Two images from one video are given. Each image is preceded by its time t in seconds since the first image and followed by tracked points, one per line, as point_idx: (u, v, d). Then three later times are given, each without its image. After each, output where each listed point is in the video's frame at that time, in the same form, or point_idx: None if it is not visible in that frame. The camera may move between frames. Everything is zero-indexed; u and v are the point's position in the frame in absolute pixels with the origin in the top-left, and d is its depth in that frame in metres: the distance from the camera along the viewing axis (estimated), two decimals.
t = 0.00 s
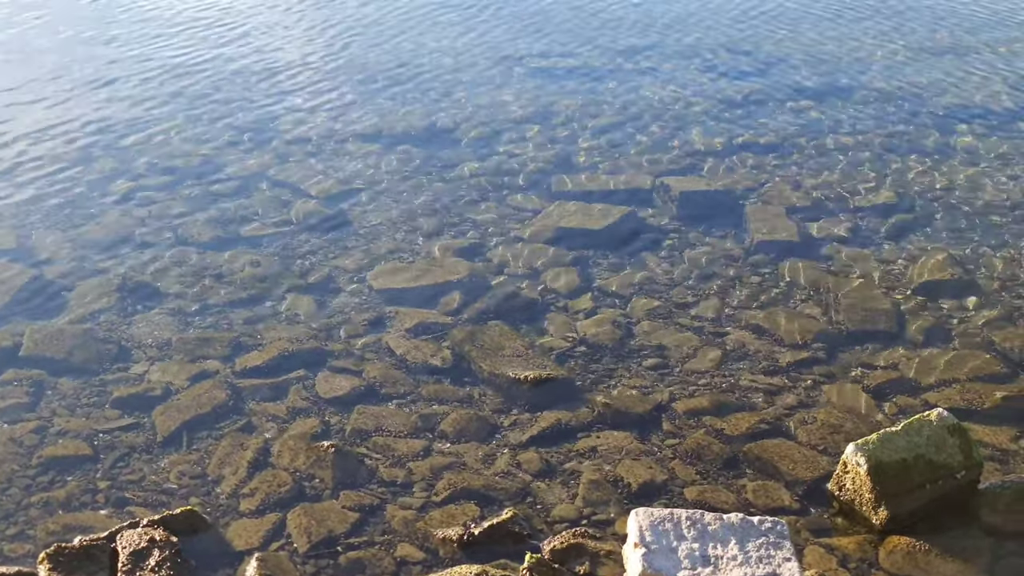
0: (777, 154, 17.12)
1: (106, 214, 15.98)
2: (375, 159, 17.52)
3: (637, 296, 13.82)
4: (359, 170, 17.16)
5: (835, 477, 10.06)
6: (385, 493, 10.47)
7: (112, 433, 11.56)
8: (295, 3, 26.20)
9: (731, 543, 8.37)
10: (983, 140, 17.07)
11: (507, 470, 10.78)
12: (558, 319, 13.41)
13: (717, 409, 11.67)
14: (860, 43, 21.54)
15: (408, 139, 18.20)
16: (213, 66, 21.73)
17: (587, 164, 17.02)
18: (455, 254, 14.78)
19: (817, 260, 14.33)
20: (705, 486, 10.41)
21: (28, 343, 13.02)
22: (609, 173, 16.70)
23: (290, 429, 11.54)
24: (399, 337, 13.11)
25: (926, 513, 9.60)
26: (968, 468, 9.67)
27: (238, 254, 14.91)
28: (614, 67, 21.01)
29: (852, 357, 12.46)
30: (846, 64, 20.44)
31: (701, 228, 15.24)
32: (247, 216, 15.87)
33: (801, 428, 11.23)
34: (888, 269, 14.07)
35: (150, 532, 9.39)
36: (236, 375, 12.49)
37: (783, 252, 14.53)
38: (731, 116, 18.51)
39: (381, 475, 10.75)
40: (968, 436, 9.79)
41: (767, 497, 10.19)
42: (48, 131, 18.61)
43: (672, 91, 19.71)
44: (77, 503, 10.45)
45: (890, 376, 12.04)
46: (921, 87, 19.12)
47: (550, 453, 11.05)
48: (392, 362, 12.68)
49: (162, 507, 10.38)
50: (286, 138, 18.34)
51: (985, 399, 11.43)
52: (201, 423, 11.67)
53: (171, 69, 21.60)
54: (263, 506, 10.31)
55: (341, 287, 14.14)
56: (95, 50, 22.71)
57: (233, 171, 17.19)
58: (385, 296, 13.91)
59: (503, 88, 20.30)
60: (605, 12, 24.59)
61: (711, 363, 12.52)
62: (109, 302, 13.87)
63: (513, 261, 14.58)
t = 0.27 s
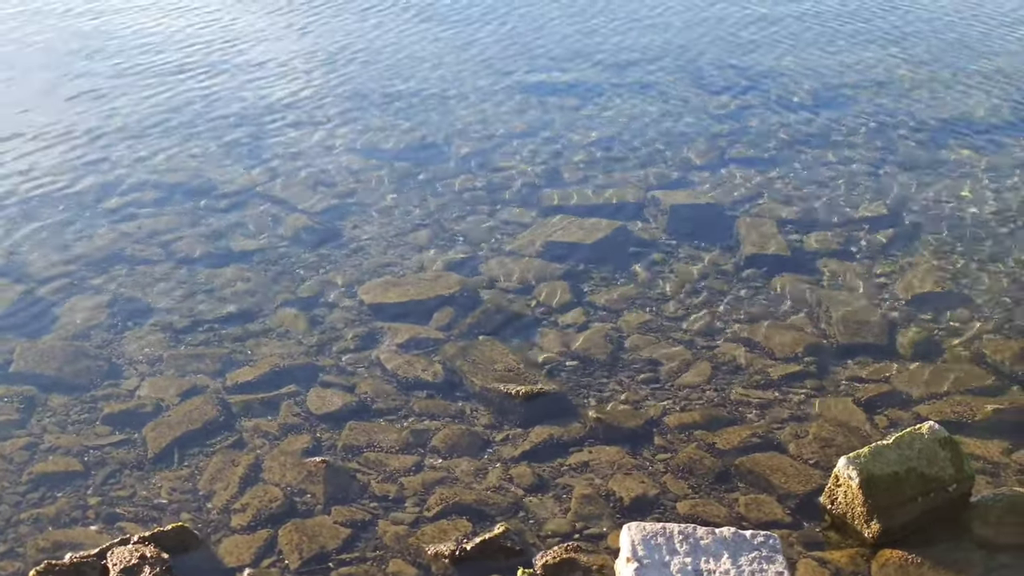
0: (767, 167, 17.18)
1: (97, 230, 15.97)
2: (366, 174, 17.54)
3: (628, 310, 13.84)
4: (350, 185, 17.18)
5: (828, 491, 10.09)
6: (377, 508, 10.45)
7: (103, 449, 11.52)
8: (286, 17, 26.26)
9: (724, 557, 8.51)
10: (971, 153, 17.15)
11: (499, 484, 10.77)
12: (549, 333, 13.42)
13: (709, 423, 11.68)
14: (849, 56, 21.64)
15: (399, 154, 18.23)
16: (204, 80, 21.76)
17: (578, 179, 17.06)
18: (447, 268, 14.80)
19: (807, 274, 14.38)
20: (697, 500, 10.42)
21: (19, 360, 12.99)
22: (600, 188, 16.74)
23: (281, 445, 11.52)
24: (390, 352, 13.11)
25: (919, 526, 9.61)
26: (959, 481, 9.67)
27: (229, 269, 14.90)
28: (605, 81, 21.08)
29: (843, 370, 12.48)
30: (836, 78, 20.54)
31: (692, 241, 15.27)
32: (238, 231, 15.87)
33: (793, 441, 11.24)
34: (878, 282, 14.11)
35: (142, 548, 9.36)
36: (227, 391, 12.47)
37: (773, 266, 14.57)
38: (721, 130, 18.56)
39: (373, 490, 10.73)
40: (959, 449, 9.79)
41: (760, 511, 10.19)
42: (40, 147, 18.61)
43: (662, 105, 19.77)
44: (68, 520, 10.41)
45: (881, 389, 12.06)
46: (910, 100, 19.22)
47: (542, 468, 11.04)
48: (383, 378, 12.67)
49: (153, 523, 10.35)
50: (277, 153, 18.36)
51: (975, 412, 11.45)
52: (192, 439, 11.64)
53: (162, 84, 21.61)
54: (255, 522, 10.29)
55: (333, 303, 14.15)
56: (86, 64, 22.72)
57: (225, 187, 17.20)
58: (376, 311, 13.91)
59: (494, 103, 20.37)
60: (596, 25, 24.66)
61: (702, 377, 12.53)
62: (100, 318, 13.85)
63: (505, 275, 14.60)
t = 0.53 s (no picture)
0: (759, 171, 17.19)
1: (89, 234, 15.95)
2: (359, 178, 17.53)
3: (621, 314, 13.85)
4: (343, 188, 17.18)
5: (820, 494, 10.11)
6: (369, 512, 10.45)
7: (95, 454, 11.50)
8: (279, 20, 26.26)
9: (717, 561, 8.51)
10: (964, 156, 17.18)
11: (492, 488, 10.77)
12: (542, 337, 13.43)
13: (702, 426, 11.68)
14: (842, 58, 21.66)
15: (392, 158, 18.22)
16: (198, 83, 21.75)
17: (570, 182, 17.07)
18: (439, 272, 14.79)
19: (800, 277, 14.40)
20: (690, 504, 10.43)
21: (10, 365, 12.97)
22: (592, 191, 16.75)
23: (274, 449, 11.51)
24: (383, 356, 13.10)
25: (911, 529, 9.62)
26: (951, 483, 9.67)
27: (221, 274, 14.89)
28: (597, 84, 21.09)
29: (835, 372, 12.50)
30: (828, 80, 20.56)
31: (684, 244, 15.28)
32: (230, 235, 15.86)
33: (785, 444, 11.25)
34: (870, 285, 14.14)
35: (134, 553, 9.34)
36: (220, 396, 12.46)
37: (766, 269, 14.58)
38: (714, 133, 18.58)
39: (366, 495, 10.72)
40: (951, 451, 9.79)
41: (753, 514, 10.20)
42: (32, 151, 18.58)
43: (655, 108, 19.78)
44: (60, 525, 10.39)
45: (874, 391, 12.07)
46: (902, 103, 19.24)
47: (535, 471, 11.04)
48: (376, 381, 12.67)
49: (146, 528, 10.33)
50: (270, 157, 18.34)
51: (968, 414, 11.48)
52: (185, 444, 11.62)
53: (154, 88, 21.58)
54: (248, 527, 10.28)
55: (325, 307, 14.14)
56: (78, 68, 22.70)
57: (217, 191, 17.19)
58: (369, 315, 13.90)
59: (486, 107, 20.39)
60: (588, 28, 24.66)
61: (695, 380, 12.54)
62: (92, 322, 13.83)
63: (497, 279, 14.59)
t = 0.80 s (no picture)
0: (753, 174, 17.20)
1: (83, 237, 15.94)
2: (352, 181, 17.52)
3: (615, 317, 13.85)
4: (337, 192, 17.18)
5: (814, 496, 10.10)
6: (363, 516, 10.44)
7: (88, 458, 11.48)
8: (274, 23, 26.25)
9: (711, 563, 8.51)
10: (957, 159, 17.19)
11: (486, 492, 10.76)
12: (536, 340, 13.43)
13: (696, 428, 11.68)
14: (836, 61, 21.67)
15: (386, 161, 18.21)
16: (192, 86, 21.75)
17: (564, 185, 17.07)
18: (433, 275, 14.79)
19: (793, 280, 14.41)
20: (684, 507, 10.42)
21: (3, 368, 12.95)
22: (586, 194, 16.75)
23: (268, 453, 11.51)
24: (377, 359, 13.10)
25: (906, 532, 9.61)
26: (945, 486, 9.67)
27: (215, 277, 14.88)
28: (592, 87, 21.09)
29: (829, 375, 12.51)
30: (822, 83, 20.57)
31: (678, 247, 15.28)
32: (224, 239, 15.85)
33: (779, 447, 11.25)
34: (864, 288, 14.16)
35: (127, 557, 9.33)
36: (214, 399, 12.45)
37: (759, 272, 14.58)
38: (708, 136, 18.59)
39: (360, 498, 10.72)
40: (945, 454, 9.81)
41: (747, 517, 10.20)
42: (25, 154, 18.56)
43: (649, 111, 19.79)
44: (53, 529, 10.38)
45: (867, 394, 12.08)
46: (895, 106, 19.26)
47: (529, 475, 11.04)
48: (369, 385, 12.66)
49: (139, 532, 10.32)
50: (263, 160, 18.33)
51: (961, 416, 11.49)
52: (178, 448, 11.60)
53: (147, 91, 21.56)
54: (241, 531, 10.27)
55: (319, 310, 14.13)
56: (72, 71, 22.67)
57: (211, 194, 17.18)
58: (362, 318, 13.89)
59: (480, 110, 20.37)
60: (582, 30, 24.66)
61: (689, 383, 12.54)
62: (85, 326, 13.81)
63: (491, 282, 14.59)
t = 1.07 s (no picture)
0: (746, 178, 17.23)
1: (76, 242, 15.92)
2: (346, 186, 17.52)
3: (609, 321, 13.86)
4: (331, 196, 17.17)
5: (808, 500, 10.11)
6: (357, 521, 10.43)
7: (82, 463, 11.46)
8: (267, 27, 26.23)
9: (705, 567, 8.51)
10: (950, 163, 17.23)
11: (480, 496, 10.76)
12: (530, 344, 13.44)
13: (690, 432, 11.69)
14: (829, 66, 21.72)
15: (379, 165, 18.21)
16: (186, 91, 21.72)
17: (558, 190, 17.08)
18: (427, 279, 14.79)
19: (786, 284, 14.43)
20: (678, 511, 10.43)
21: None
22: (580, 199, 16.76)
23: (262, 457, 11.49)
24: (371, 364, 13.09)
25: (900, 535, 9.61)
26: (939, 489, 9.69)
27: (208, 281, 14.87)
28: (585, 92, 21.10)
29: (823, 379, 12.52)
30: (815, 88, 20.61)
31: (671, 252, 15.30)
32: (218, 243, 15.83)
33: (773, 451, 11.26)
34: (857, 292, 14.18)
35: (121, 562, 9.17)
36: (207, 404, 12.43)
37: (753, 276, 14.60)
38: (701, 141, 18.62)
39: (354, 503, 10.71)
40: (938, 458, 9.83)
41: (741, 521, 10.21)
42: (19, 159, 18.53)
43: (642, 116, 19.81)
44: (46, 534, 10.36)
45: (861, 397, 12.10)
46: (888, 110, 19.30)
47: (523, 479, 11.04)
48: (363, 389, 12.65)
49: (132, 538, 10.30)
50: (257, 165, 18.32)
51: (955, 420, 11.52)
52: (172, 452, 11.58)
53: (141, 95, 21.53)
54: (235, 536, 10.25)
55: (313, 314, 14.12)
56: (65, 76, 22.65)
57: (205, 198, 17.17)
58: (356, 322, 13.89)
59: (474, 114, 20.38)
60: (576, 35, 24.68)
61: (683, 387, 12.55)
62: (78, 331, 13.79)
63: (485, 286, 14.60)
